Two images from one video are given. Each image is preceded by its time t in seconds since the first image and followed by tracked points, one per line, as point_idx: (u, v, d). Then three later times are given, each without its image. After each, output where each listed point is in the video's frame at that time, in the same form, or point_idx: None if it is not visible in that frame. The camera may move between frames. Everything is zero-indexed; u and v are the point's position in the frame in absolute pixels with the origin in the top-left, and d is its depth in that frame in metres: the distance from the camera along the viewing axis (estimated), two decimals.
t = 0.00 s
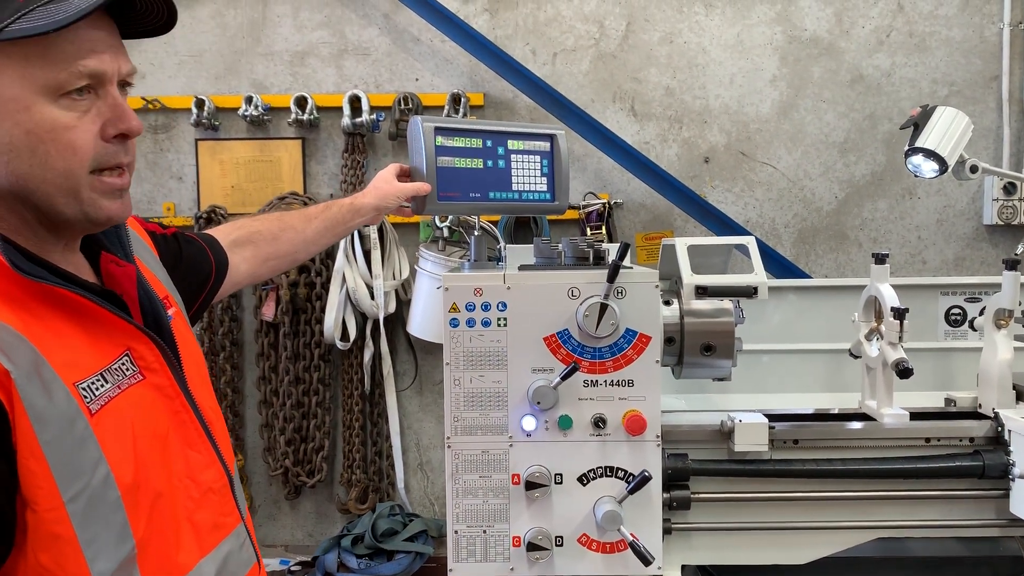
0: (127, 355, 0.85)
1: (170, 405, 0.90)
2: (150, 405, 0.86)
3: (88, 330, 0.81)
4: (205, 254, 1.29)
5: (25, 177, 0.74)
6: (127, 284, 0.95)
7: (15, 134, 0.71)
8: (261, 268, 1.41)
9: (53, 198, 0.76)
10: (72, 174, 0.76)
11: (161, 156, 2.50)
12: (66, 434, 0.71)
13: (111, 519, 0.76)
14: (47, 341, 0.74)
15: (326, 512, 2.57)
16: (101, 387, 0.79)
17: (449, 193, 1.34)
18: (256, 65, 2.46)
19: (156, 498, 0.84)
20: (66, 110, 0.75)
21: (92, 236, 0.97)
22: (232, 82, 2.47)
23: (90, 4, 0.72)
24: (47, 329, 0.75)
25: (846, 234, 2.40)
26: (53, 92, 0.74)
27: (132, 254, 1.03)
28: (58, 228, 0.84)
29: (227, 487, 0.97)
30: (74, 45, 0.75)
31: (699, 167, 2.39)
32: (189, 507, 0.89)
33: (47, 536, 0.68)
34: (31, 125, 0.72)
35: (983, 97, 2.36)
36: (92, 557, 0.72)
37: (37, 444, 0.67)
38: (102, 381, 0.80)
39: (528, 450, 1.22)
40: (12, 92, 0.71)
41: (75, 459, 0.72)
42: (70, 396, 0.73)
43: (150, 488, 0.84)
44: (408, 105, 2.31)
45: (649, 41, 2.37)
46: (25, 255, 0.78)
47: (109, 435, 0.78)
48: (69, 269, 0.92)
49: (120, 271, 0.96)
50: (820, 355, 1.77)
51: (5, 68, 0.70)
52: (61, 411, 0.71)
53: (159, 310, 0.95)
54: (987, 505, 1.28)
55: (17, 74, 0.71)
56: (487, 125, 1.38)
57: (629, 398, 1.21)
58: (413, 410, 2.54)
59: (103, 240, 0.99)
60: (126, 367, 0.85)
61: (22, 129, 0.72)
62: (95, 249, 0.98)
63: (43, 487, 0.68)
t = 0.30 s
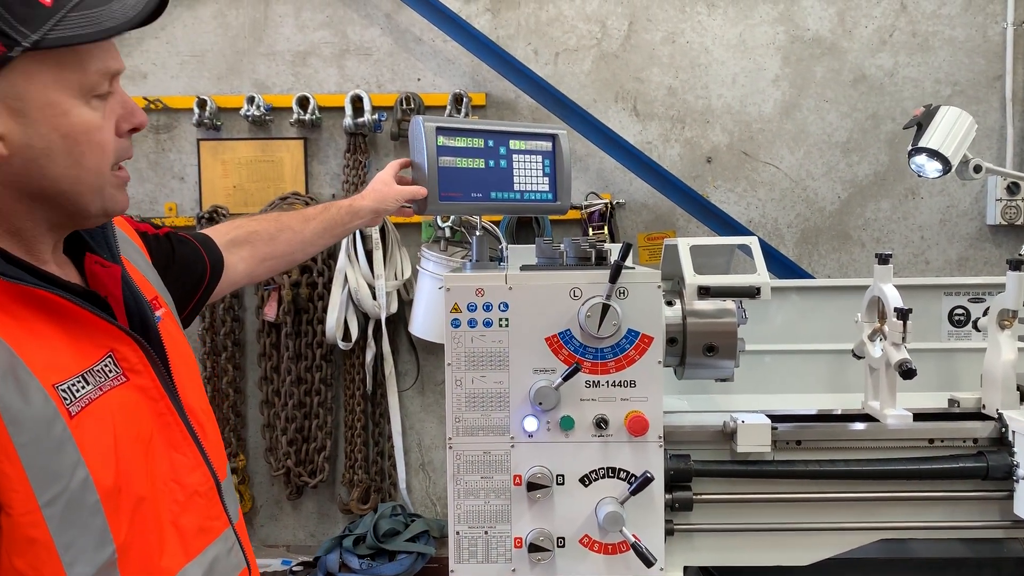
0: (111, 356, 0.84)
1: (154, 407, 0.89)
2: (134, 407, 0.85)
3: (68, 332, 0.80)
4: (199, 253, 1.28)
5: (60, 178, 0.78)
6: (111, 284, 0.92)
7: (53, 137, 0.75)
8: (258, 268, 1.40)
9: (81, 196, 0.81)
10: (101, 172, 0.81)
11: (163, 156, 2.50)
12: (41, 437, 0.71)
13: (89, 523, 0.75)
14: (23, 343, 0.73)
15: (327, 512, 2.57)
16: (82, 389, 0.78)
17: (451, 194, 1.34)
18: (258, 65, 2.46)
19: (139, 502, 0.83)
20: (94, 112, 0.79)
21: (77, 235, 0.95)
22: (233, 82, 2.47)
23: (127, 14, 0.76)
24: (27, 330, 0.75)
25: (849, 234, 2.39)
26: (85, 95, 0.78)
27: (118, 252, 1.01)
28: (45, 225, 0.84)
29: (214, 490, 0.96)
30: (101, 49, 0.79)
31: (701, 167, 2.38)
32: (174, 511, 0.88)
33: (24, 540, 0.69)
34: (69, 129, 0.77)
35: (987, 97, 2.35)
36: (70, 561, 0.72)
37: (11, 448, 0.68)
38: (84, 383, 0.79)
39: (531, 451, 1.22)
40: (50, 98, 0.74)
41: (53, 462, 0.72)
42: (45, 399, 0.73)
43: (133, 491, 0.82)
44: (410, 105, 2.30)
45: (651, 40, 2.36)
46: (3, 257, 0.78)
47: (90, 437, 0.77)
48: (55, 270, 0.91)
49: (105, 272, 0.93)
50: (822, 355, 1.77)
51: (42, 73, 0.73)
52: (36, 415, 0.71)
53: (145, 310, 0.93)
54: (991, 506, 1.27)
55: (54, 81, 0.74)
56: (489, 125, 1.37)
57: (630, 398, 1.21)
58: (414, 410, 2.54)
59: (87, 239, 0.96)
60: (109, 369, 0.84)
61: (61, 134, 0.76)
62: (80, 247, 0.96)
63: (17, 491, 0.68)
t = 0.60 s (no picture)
0: (113, 360, 0.85)
1: (157, 410, 0.89)
2: (137, 410, 0.85)
3: (71, 338, 0.80)
4: (190, 249, 1.28)
5: (77, 180, 0.80)
6: (110, 286, 0.92)
7: (75, 140, 0.77)
8: (250, 262, 1.40)
9: (94, 196, 0.83)
10: (113, 172, 0.84)
11: (168, 155, 2.50)
12: (52, 444, 0.71)
13: (101, 529, 0.76)
14: (29, 350, 0.73)
15: (332, 511, 2.58)
16: (87, 395, 0.79)
17: (455, 192, 1.34)
18: (263, 64, 2.47)
19: (146, 506, 0.83)
20: (111, 115, 0.82)
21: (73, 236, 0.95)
22: (239, 81, 2.48)
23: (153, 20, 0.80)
24: (30, 338, 0.75)
25: (855, 234, 2.38)
26: (103, 98, 0.80)
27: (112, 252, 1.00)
28: (48, 228, 0.84)
29: (219, 491, 0.97)
30: (116, 53, 0.82)
31: (707, 166, 2.37)
32: (180, 513, 0.89)
33: (37, 548, 0.69)
34: (90, 132, 0.79)
35: (994, 96, 2.34)
36: (82, 568, 0.73)
37: (24, 457, 0.68)
38: (88, 388, 0.79)
39: (536, 450, 1.22)
40: (74, 102, 0.76)
41: (63, 470, 0.72)
42: (53, 405, 0.73)
43: (140, 495, 0.83)
44: (415, 105, 2.30)
45: (657, 39, 2.36)
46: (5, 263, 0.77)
47: (96, 442, 0.77)
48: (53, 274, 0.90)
49: (102, 273, 0.91)
50: (826, 355, 1.76)
51: (68, 78, 0.75)
52: (46, 422, 0.71)
53: (143, 312, 0.92)
54: (999, 507, 1.27)
55: (79, 84, 0.77)
56: (494, 123, 1.37)
57: (635, 398, 1.21)
58: (419, 410, 2.54)
59: (83, 241, 0.96)
60: (112, 372, 0.84)
61: (82, 136, 0.78)
62: (76, 248, 0.96)
63: (30, 500, 0.68)
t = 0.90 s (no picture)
0: (120, 358, 0.85)
1: (164, 408, 0.90)
2: (144, 408, 0.86)
3: (80, 336, 0.81)
4: (190, 248, 1.28)
5: (83, 177, 0.80)
6: (115, 284, 0.92)
7: (82, 137, 0.78)
8: (249, 259, 1.41)
9: (100, 193, 0.83)
10: (119, 169, 0.84)
11: (176, 153, 2.51)
12: (63, 443, 0.71)
13: (110, 527, 0.76)
14: (39, 348, 0.74)
15: (338, 509, 2.59)
16: (96, 393, 0.79)
17: (461, 190, 1.34)
18: (270, 63, 2.48)
19: (154, 504, 0.84)
20: (117, 112, 0.82)
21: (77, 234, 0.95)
22: (246, 79, 2.48)
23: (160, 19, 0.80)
24: (40, 336, 0.75)
25: (863, 232, 2.37)
26: (109, 95, 0.81)
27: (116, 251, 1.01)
28: (54, 225, 0.84)
29: (224, 489, 0.98)
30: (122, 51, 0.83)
31: (714, 164, 2.37)
32: (187, 511, 0.89)
33: (48, 547, 0.69)
34: (97, 129, 0.79)
35: (1004, 94, 2.32)
36: (94, 567, 0.73)
37: (35, 455, 0.68)
38: (97, 386, 0.79)
39: (542, 448, 1.22)
40: (81, 98, 0.77)
41: (73, 468, 0.72)
42: (64, 402, 0.73)
43: (149, 493, 0.83)
44: (421, 103, 2.31)
45: (664, 37, 2.35)
46: (12, 261, 0.77)
47: (105, 439, 0.78)
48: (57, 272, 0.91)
49: (106, 270, 0.92)
50: (834, 354, 1.76)
51: (76, 74, 0.76)
52: (58, 419, 0.71)
53: (147, 310, 0.93)
54: (1008, 507, 1.26)
55: (85, 81, 0.77)
56: (500, 121, 1.37)
57: (641, 396, 1.21)
58: (425, 408, 2.55)
59: (86, 238, 0.96)
60: (119, 370, 0.84)
61: (89, 133, 0.78)
62: (80, 246, 0.96)
63: (41, 498, 0.68)
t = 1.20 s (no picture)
0: (128, 355, 0.86)
1: (171, 405, 0.90)
2: (152, 405, 0.87)
3: (89, 333, 0.81)
4: (195, 250, 1.29)
5: (90, 172, 0.80)
6: (123, 282, 0.93)
7: (88, 132, 0.78)
8: (252, 264, 1.41)
9: (105, 189, 0.84)
10: (125, 166, 0.85)
11: (182, 151, 2.52)
12: (71, 440, 0.71)
13: (118, 525, 0.76)
14: (49, 345, 0.74)
15: (343, 506, 2.60)
16: (104, 390, 0.79)
17: (466, 187, 1.34)
18: (275, 61, 2.48)
19: (161, 502, 0.84)
20: (123, 108, 0.83)
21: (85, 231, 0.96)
22: (251, 77, 2.49)
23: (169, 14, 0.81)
24: (48, 333, 0.76)
25: (870, 230, 2.36)
26: (117, 91, 0.81)
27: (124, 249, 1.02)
28: (62, 220, 0.85)
29: (230, 487, 0.98)
30: (131, 47, 0.83)
31: (719, 162, 2.36)
32: (194, 509, 0.90)
33: (56, 544, 0.69)
34: (104, 124, 0.79)
35: (1012, 91, 2.30)
36: (102, 565, 0.73)
37: (43, 452, 0.68)
38: (105, 383, 0.80)
39: (547, 446, 1.22)
40: (89, 93, 0.77)
41: (81, 465, 0.72)
42: (73, 399, 0.74)
43: (156, 491, 0.84)
44: (427, 100, 2.30)
45: (669, 34, 2.34)
46: (21, 257, 0.78)
47: (114, 436, 0.79)
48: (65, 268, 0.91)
49: (115, 268, 0.93)
50: (841, 352, 1.75)
51: (83, 69, 0.76)
52: (66, 416, 0.71)
53: (156, 309, 0.94)
54: (1016, 507, 1.25)
55: (93, 76, 0.77)
56: (505, 118, 1.37)
57: (646, 395, 1.20)
58: (430, 406, 2.55)
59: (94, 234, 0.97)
60: (127, 368, 0.85)
61: (96, 128, 0.79)
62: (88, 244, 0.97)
63: (48, 495, 0.68)
